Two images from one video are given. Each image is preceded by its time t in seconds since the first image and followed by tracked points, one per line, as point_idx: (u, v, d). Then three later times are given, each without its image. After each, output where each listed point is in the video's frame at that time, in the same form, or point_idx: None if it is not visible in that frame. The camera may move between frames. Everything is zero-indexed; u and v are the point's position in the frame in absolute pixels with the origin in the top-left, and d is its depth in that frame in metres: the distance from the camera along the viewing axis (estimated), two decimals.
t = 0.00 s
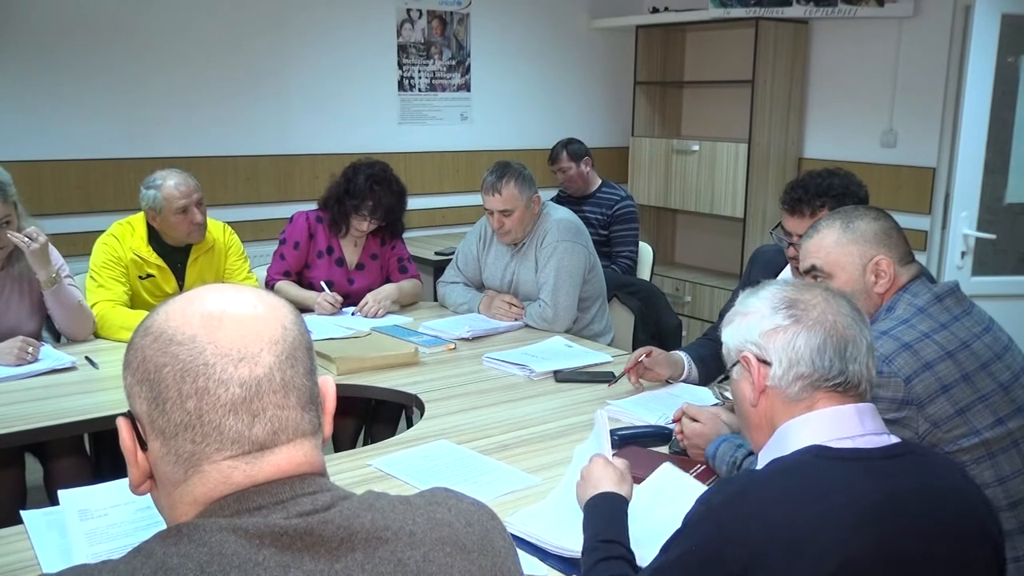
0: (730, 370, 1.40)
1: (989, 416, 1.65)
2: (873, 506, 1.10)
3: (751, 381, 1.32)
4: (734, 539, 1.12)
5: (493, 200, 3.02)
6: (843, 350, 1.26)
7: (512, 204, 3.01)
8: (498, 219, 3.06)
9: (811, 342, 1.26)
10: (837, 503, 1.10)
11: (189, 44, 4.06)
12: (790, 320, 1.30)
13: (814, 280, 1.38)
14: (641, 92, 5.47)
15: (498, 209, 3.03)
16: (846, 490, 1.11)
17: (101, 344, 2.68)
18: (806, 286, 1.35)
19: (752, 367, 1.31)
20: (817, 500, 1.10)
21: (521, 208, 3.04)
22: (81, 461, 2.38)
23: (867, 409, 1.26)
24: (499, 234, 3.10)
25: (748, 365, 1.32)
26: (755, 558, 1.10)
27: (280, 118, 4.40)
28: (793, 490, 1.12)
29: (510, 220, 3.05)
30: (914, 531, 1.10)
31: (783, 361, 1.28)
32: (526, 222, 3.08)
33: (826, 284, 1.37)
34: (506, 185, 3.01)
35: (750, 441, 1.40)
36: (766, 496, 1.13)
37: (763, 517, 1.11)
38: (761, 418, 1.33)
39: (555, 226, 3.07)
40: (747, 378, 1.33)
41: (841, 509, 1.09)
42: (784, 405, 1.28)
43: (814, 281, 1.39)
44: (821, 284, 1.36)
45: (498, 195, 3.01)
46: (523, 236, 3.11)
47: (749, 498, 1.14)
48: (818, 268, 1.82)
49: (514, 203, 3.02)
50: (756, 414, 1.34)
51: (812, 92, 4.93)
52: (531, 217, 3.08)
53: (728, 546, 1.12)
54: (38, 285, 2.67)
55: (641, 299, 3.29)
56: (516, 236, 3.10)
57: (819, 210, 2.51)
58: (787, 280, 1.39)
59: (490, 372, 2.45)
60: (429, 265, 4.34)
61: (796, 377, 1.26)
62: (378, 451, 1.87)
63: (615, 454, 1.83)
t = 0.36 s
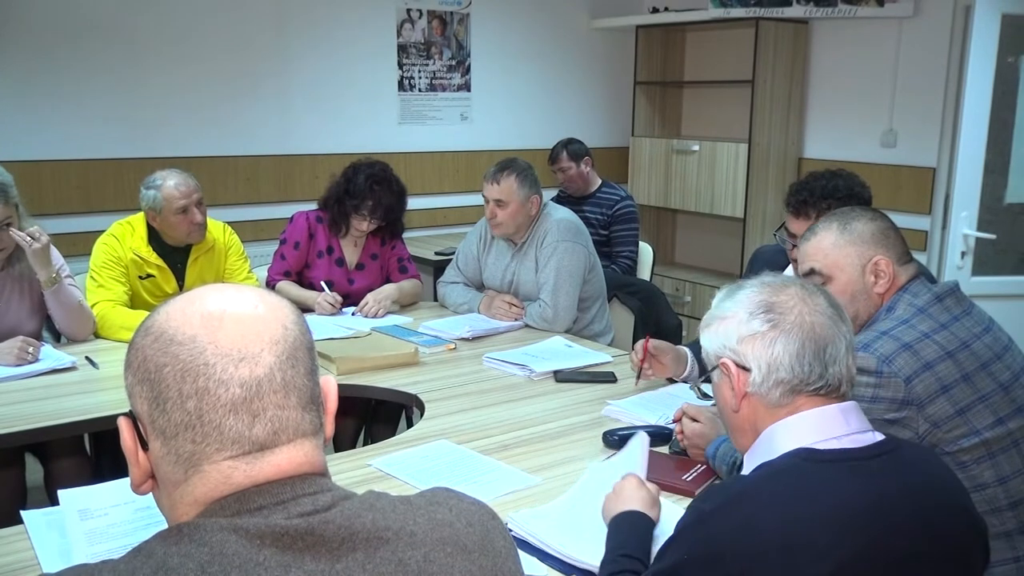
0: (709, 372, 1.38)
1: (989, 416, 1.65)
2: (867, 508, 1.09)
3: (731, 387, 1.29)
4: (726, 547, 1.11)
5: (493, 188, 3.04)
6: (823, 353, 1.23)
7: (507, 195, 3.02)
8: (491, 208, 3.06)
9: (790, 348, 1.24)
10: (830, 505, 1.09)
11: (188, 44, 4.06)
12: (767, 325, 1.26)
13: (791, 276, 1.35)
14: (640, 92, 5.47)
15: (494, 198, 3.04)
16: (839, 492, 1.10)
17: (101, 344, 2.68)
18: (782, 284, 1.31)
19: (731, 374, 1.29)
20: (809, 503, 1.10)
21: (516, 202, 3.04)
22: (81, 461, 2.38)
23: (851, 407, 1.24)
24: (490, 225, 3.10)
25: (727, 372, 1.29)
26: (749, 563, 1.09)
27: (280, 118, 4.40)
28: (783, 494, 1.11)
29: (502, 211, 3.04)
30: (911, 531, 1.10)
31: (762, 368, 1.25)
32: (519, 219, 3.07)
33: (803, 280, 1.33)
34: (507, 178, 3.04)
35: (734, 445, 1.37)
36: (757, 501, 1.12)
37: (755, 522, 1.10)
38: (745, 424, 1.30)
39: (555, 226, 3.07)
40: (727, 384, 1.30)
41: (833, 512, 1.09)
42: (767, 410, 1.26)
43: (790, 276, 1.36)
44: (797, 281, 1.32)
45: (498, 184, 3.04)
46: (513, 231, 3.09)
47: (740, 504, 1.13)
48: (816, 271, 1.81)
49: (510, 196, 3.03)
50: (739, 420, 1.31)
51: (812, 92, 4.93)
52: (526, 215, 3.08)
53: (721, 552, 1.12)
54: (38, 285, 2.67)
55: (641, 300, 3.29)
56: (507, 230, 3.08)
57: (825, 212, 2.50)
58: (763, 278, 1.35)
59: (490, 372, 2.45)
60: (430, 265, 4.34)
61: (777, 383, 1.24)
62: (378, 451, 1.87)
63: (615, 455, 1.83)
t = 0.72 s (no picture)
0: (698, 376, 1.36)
1: (990, 416, 1.65)
2: (864, 506, 1.10)
3: (722, 393, 1.28)
4: (721, 548, 1.10)
5: (494, 182, 3.06)
6: (812, 354, 1.23)
7: (506, 189, 3.04)
8: (492, 203, 3.08)
9: (779, 351, 1.23)
10: (830, 504, 1.09)
11: (188, 43, 4.06)
12: (755, 329, 1.25)
13: (774, 276, 1.34)
14: (641, 92, 5.47)
15: (495, 191, 3.06)
16: (837, 492, 1.10)
17: (101, 344, 2.68)
18: (766, 286, 1.30)
19: (721, 379, 1.28)
20: (809, 503, 1.09)
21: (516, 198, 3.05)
22: (81, 462, 2.38)
23: (843, 405, 1.25)
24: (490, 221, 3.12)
25: (717, 378, 1.28)
26: (746, 565, 1.08)
27: (280, 118, 4.40)
28: (781, 495, 1.11)
29: (501, 206, 3.06)
30: (906, 530, 1.11)
31: (753, 373, 1.24)
32: (518, 215, 3.07)
33: (787, 281, 1.32)
34: (509, 174, 3.06)
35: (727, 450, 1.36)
36: (755, 501, 1.11)
37: (752, 523, 1.09)
38: (736, 429, 1.29)
39: (555, 227, 3.07)
40: (717, 390, 1.29)
41: (832, 513, 1.09)
42: (759, 414, 1.26)
43: (773, 276, 1.34)
44: (781, 282, 1.31)
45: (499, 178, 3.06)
46: (513, 227, 3.10)
47: (738, 504, 1.12)
48: (815, 272, 1.80)
49: (510, 190, 3.04)
50: (731, 425, 1.30)
51: (812, 92, 4.93)
52: (525, 213, 3.08)
53: (717, 554, 1.10)
54: (38, 285, 2.66)
55: (641, 299, 3.29)
56: (505, 226, 3.09)
57: (824, 212, 2.50)
58: (747, 280, 1.33)
59: (490, 372, 2.45)
60: (430, 265, 4.34)
61: (768, 388, 1.23)
62: (378, 451, 1.87)
63: (616, 455, 1.83)
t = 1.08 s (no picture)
0: (691, 378, 1.36)
1: (990, 416, 1.65)
2: (863, 506, 1.10)
3: (715, 395, 1.28)
4: (718, 549, 1.10)
5: (496, 179, 3.06)
6: (803, 356, 1.23)
7: (507, 187, 3.04)
8: (492, 201, 3.08)
9: (770, 353, 1.23)
10: (828, 504, 1.09)
11: (188, 43, 4.06)
12: (746, 332, 1.25)
13: (764, 278, 1.33)
14: (641, 92, 5.47)
15: (496, 189, 3.06)
16: (835, 490, 1.10)
17: (101, 344, 2.68)
18: (756, 288, 1.30)
19: (714, 383, 1.27)
20: (807, 504, 1.09)
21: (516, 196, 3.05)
22: (81, 462, 2.38)
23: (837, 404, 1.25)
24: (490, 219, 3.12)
25: (709, 380, 1.28)
26: (745, 566, 1.08)
27: (280, 117, 4.40)
28: (778, 495, 1.10)
29: (502, 204, 3.06)
30: (904, 529, 1.11)
31: (745, 376, 1.24)
32: (518, 214, 3.08)
33: (777, 281, 1.32)
34: (509, 172, 3.06)
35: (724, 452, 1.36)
36: (752, 501, 1.11)
37: (750, 523, 1.09)
38: (731, 432, 1.29)
39: (556, 227, 3.07)
40: (710, 392, 1.29)
41: (830, 513, 1.09)
42: (753, 416, 1.25)
43: (763, 277, 1.34)
44: (771, 283, 1.31)
45: (499, 176, 3.06)
46: (513, 226, 3.10)
47: (735, 504, 1.12)
48: (816, 275, 1.80)
49: (511, 188, 3.04)
50: (725, 427, 1.30)
51: (811, 92, 4.93)
52: (526, 211, 3.08)
53: (714, 555, 1.10)
54: (38, 285, 2.66)
55: (641, 299, 3.28)
56: (506, 225, 3.09)
57: (818, 213, 2.51)
58: (737, 282, 1.33)
59: (490, 372, 2.45)
60: (430, 265, 4.34)
61: (760, 390, 1.23)
62: (378, 451, 1.87)
63: (616, 455, 1.83)
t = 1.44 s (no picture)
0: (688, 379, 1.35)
1: (990, 416, 1.65)
2: (863, 505, 1.10)
3: (715, 397, 1.28)
4: (722, 555, 1.09)
5: (501, 167, 3.11)
6: (803, 357, 1.22)
7: (511, 174, 3.08)
8: (496, 190, 3.12)
9: (770, 356, 1.22)
10: (828, 504, 1.09)
11: (187, 43, 4.06)
12: (745, 335, 1.24)
13: (760, 277, 1.32)
14: (641, 92, 5.46)
15: (500, 176, 3.10)
16: (835, 491, 1.11)
17: (102, 344, 2.68)
18: (753, 288, 1.29)
19: (714, 385, 1.27)
20: (806, 504, 1.09)
21: (520, 184, 3.09)
22: (81, 461, 2.38)
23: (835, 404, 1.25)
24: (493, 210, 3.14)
25: (708, 383, 1.28)
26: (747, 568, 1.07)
27: (281, 117, 4.40)
28: (778, 496, 1.10)
29: (506, 191, 3.09)
30: (903, 528, 1.11)
31: (745, 379, 1.23)
32: (521, 203, 3.09)
33: (773, 281, 1.31)
34: (515, 161, 3.12)
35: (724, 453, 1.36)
36: (753, 502, 1.10)
37: (753, 526, 1.09)
38: (731, 432, 1.29)
39: (562, 228, 3.07)
40: (710, 394, 1.29)
41: (830, 513, 1.09)
42: (751, 418, 1.25)
43: (759, 276, 1.33)
44: (767, 282, 1.30)
45: (505, 164, 3.11)
46: (516, 215, 3.11)
47: (736, 507, 1.11)
48: (816, 275, 1.80)
49: (515, 176, 3.08)
50: (725, 428, 1.30)
51: (811, 92, 4.93)
52: (528, 202, 3.09)
53: (717, 560, 1.09)
54: (38, 284, 2.66)
55: (641, 299, 3.28)
56: (508, 214, 3.10)
57: (814, 213, 2.50)
58: (733, 282, 1.32)
59: (490, 372, 2.45)
60: (430, 264, 4.34)
61: (761, 393, 1.23)
62: (378, 451, 1.87)
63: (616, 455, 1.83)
